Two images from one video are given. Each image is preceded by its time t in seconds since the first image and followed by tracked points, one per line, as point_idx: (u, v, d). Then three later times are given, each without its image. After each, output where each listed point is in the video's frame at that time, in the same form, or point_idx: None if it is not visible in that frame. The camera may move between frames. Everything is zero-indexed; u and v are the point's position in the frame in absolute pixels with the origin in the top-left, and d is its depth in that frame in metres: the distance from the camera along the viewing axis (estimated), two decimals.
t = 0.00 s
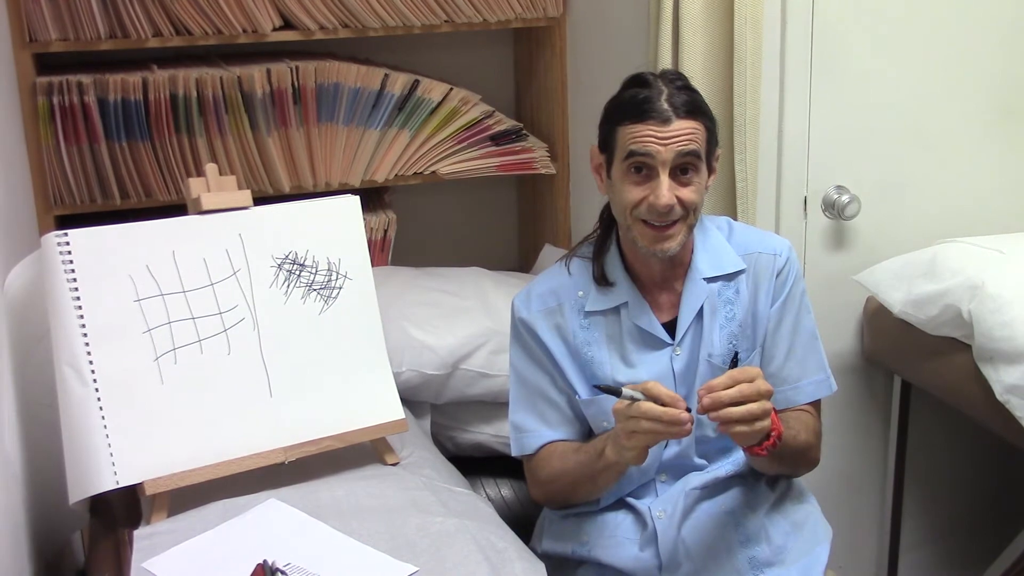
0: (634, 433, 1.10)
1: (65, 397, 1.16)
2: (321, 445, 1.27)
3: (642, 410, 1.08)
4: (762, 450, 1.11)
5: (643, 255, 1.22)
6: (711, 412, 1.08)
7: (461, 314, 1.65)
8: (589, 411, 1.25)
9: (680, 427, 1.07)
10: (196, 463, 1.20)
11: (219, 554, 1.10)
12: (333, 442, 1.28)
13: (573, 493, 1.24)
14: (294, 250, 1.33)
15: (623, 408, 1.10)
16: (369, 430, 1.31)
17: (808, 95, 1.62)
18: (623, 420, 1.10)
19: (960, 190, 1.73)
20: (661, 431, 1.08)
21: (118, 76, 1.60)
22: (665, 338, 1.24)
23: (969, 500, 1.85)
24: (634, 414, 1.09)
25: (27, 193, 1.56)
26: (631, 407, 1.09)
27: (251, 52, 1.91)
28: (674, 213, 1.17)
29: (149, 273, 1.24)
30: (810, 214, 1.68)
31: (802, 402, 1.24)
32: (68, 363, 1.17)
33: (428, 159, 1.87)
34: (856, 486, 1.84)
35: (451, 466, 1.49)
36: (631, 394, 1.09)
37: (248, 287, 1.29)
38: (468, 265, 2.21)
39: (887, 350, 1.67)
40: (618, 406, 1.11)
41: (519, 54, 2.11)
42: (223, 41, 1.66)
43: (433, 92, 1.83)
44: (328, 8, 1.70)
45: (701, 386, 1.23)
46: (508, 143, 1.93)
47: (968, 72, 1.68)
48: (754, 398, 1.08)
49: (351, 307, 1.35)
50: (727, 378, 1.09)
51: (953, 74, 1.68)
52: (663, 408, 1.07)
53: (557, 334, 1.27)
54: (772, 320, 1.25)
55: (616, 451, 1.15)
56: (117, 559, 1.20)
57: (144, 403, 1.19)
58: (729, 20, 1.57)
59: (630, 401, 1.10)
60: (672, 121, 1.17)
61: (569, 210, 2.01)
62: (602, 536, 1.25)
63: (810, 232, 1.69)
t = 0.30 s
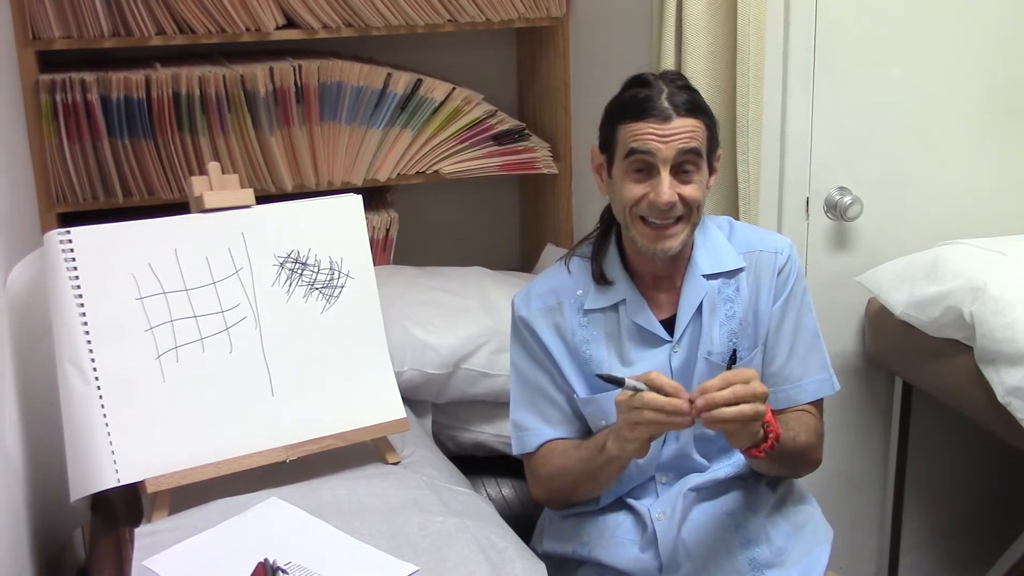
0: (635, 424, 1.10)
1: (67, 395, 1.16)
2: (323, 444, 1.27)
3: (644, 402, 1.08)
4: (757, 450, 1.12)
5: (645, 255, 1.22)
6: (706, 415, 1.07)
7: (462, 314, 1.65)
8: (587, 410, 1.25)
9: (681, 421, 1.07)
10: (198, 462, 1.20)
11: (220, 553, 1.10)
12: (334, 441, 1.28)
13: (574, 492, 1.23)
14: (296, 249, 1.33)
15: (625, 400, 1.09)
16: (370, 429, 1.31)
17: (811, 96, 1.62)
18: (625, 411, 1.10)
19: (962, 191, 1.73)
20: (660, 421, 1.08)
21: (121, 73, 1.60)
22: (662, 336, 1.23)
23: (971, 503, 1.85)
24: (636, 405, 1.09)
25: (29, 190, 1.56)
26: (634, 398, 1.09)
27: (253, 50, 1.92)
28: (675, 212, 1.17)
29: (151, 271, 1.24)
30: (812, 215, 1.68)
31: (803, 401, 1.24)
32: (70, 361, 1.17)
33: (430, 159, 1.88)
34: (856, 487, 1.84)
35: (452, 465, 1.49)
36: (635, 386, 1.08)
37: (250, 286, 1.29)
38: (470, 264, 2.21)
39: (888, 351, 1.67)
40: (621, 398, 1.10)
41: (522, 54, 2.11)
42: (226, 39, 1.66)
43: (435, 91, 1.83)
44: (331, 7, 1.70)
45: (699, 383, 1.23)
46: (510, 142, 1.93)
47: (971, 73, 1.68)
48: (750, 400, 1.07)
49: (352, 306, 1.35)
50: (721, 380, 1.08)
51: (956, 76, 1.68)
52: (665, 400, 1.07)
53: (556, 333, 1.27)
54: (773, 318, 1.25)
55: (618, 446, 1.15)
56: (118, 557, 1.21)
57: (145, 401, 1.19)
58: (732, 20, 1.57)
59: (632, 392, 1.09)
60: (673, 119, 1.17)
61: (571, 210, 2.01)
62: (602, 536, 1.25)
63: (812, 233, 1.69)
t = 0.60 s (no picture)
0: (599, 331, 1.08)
1: (68, 394, 1.16)
2: (324, 443, 1.27)
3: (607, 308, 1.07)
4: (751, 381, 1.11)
5: (644, 254, 1.22)
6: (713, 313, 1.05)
7: (464, 313, 1.65)
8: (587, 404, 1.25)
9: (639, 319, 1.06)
10: (199, 461, 1.20)
11: (221, 552, 1.10)
12: (335, 440, 1.28)
13: (562, 460, 1.20)
14: (297, 248, 1.33)
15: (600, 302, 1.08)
16: (371, 428, 1.31)
17: (813, 96, 1.62)
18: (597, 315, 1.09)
19: (964, 191, 1.73)
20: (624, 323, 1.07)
21: (122, 73, 1.60)
22: (664, 334, 1.24)
23: (971, 504, 1.84)
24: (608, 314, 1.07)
25: (30, 190, 1.56)
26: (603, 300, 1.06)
27: (254, 50, 1.92)
28: (671, 212, 1.16)
29: (152, 270, 1.24)
30: (814, 215, 1.68)
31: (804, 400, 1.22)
32: (71, 360, 1.17)
33: (432, 158, 1.87)
34: (858, 487, 1.84)
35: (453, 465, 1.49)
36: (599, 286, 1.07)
37: (251, 285, 1.29)
38: (471, 264, 2.21)
39: (889, 351, 1.67)
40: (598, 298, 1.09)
41: (523, 54, 2.11)
42: (228, 38, 1.66)
43: (437, 91, 1.83)
44: (332, 6, 1.70)
45: (700, 382, 1.22)
46: (512, 142, 1.93)
47: (974, 73, 1.68)
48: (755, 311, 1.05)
49: (353, 306, 1.35)
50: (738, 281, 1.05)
51: (958, 76, 1.68)
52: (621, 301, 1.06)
53: (556, 332, 1.27)
54: (772, 315, 1.25)
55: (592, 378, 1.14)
56: (119, 555, 1.21)
57: (146, 400, 1.19)
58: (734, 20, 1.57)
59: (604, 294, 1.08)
60: (668, 119, 1.17)
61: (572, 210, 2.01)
62: (603, 536, 1.25)
63: (813, 233, 1.69)
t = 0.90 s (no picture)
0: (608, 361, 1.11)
1: (70, 393, 1.16)
2: (326, 443, 1.27)
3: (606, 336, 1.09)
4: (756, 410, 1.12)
5: (647, 253, 1.21)
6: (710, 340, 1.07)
7: (466, 313, 1.65)
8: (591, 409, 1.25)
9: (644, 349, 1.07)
10: (201, 460, 1.20)
11: (222, 551, 1.10)
12: (337, 440, 1.28)
13: (571, 479, 1.22)
14: (299, 248, 1.33)
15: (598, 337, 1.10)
16: (373, 428, 1.31)
17: (816, 96, 1.62)
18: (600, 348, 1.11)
19: (967, 191, 1.73)
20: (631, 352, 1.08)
21: (125, 72, 1.60)
22: (667, 339, 1.24)
23: (973, 504, 1.84)
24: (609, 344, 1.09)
25: (33, 188, 1.56)
26: (607, 337, 1.08)
27: (256, 49, 1.92)
28: (677, 208, 1.16)
29: (154, 269, 1.24)
30: (816, 215, 1.68)
31: (808, 402, 1.23)
32: (73, 358, 1.17)
33: (434, 158, 1.87)
34: (860, 487, 1.84)
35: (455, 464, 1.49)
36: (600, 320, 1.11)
37: (253, 284, 1.29)
38: (473, 263, 2.20)
39: (891, 351, 1.67)
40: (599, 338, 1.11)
41: (526, 53, 2.11)
42: (230, 37, 1.66)
43: (439, 90, 1.83)
44: (335, 5, 1.70)
45: (704, 387, 1.23)
46: (514, 141, 1.93)
47: (977, 73, 1.68)
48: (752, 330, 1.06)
49: (355, 305, 1.35)
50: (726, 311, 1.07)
51: (961, 76, 1.68)
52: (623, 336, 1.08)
53: (559, 334, 1.27)
54: (775, 320, 1.25)
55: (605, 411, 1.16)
56: (121, 554, 1.21)
57: (148, 400, 1.19)
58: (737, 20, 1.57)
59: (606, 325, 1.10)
60: (675, 114, 1.17)
61: (574, 210, 2.01)
62: (604, 536, 1.25)
63: (815, 233, 1.69)
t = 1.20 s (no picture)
0: (627, 397, 1.10)
1: (73, 392, 1.16)
2: (328, 442, 1.27)
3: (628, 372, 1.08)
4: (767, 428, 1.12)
5: (652, 254, 1.21)
6: (715, 366, 1.07)
7: (468, 313, 1.65)
8: (593, 412, 1.25)
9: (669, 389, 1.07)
10: (203, 459, 1.20)
11: (225, 549, 1.10)
12: (339, 439, 1.28)
13: (578, 488, 1.23)
14: (302, 247, 1.33)
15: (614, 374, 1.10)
16: (375, 428, 1.31)
17: (818, 96, 1.62)
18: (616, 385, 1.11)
19: (970, 191, 1.73)
20: (651, 389, 1.08)
21: (128, 70, 1.60)
22: (670, 339, 1.23)
23: (975, 505, 1.84)
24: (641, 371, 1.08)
25: (36, 187, 1.56)
26: (632, 377, 1.08)
27: (259, 48, 1.92)
28: (681, 209, 1.16)
29: (157, 269, 1.24)
30: (818, 216, 1.68)
31: (813, 403, 1.23)
32: (76, 357, 1.17)
33: (437, 158, 1.87)
34: (862, 487, 1.84)
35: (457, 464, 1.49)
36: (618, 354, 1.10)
37: (256, 283, 1.29)
38: (475, 263, 2.21)
39: (893, 352, 1.67)
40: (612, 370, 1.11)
41: (528, 53, 2.11)
42: (233, 36, 1.66)
43: (442, 89, 1.83)
44: (338, 4, 1.70)
45: (707, 388, 1.22)
46: (516, 141, 1.93)
47: (980, 74, 1.68)
48: (757, 350, 1.07)
49: (357, 305, 1.35)
50: (730, 333, 1.09)
51: (965, 76, 1.67)
52: (649, 363, 1.08)
53: (562, 336, 1.27)
54: (780, 321, 1.25)
55: (616, 430, 1.15)
56: (123, 553, 1.21)
57: (150, 400, 1.19)
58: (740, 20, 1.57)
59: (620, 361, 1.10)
60: (679, 116, 1.17)
61: (577, 210, 2.01)
62: (607, 535, 1.25)
63: (818, 233, 1.69)
